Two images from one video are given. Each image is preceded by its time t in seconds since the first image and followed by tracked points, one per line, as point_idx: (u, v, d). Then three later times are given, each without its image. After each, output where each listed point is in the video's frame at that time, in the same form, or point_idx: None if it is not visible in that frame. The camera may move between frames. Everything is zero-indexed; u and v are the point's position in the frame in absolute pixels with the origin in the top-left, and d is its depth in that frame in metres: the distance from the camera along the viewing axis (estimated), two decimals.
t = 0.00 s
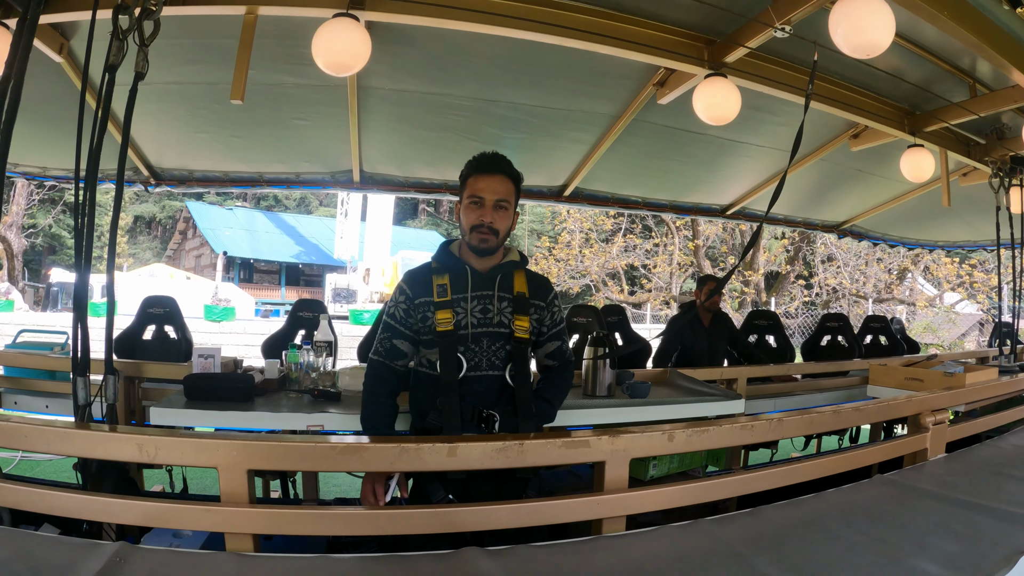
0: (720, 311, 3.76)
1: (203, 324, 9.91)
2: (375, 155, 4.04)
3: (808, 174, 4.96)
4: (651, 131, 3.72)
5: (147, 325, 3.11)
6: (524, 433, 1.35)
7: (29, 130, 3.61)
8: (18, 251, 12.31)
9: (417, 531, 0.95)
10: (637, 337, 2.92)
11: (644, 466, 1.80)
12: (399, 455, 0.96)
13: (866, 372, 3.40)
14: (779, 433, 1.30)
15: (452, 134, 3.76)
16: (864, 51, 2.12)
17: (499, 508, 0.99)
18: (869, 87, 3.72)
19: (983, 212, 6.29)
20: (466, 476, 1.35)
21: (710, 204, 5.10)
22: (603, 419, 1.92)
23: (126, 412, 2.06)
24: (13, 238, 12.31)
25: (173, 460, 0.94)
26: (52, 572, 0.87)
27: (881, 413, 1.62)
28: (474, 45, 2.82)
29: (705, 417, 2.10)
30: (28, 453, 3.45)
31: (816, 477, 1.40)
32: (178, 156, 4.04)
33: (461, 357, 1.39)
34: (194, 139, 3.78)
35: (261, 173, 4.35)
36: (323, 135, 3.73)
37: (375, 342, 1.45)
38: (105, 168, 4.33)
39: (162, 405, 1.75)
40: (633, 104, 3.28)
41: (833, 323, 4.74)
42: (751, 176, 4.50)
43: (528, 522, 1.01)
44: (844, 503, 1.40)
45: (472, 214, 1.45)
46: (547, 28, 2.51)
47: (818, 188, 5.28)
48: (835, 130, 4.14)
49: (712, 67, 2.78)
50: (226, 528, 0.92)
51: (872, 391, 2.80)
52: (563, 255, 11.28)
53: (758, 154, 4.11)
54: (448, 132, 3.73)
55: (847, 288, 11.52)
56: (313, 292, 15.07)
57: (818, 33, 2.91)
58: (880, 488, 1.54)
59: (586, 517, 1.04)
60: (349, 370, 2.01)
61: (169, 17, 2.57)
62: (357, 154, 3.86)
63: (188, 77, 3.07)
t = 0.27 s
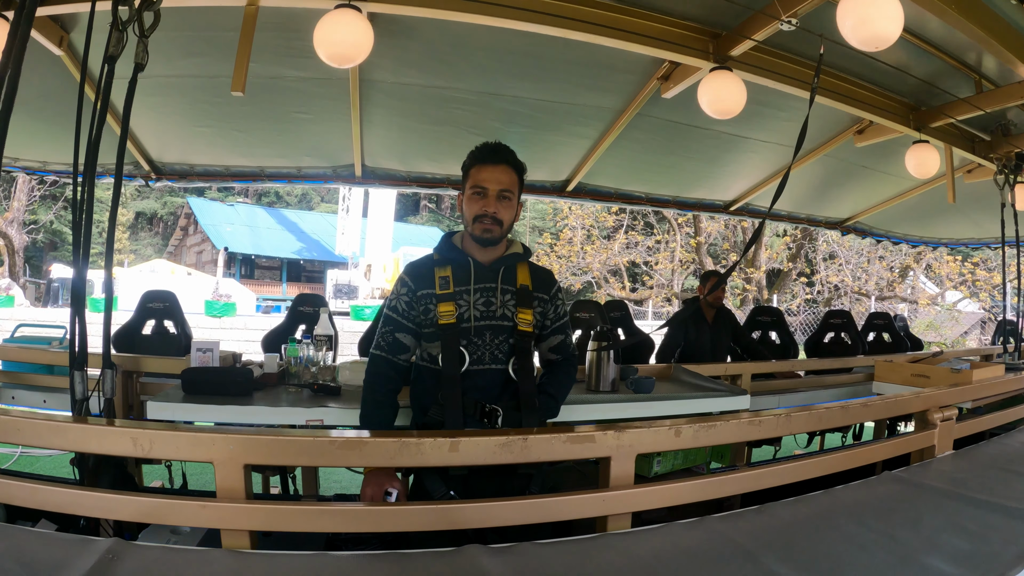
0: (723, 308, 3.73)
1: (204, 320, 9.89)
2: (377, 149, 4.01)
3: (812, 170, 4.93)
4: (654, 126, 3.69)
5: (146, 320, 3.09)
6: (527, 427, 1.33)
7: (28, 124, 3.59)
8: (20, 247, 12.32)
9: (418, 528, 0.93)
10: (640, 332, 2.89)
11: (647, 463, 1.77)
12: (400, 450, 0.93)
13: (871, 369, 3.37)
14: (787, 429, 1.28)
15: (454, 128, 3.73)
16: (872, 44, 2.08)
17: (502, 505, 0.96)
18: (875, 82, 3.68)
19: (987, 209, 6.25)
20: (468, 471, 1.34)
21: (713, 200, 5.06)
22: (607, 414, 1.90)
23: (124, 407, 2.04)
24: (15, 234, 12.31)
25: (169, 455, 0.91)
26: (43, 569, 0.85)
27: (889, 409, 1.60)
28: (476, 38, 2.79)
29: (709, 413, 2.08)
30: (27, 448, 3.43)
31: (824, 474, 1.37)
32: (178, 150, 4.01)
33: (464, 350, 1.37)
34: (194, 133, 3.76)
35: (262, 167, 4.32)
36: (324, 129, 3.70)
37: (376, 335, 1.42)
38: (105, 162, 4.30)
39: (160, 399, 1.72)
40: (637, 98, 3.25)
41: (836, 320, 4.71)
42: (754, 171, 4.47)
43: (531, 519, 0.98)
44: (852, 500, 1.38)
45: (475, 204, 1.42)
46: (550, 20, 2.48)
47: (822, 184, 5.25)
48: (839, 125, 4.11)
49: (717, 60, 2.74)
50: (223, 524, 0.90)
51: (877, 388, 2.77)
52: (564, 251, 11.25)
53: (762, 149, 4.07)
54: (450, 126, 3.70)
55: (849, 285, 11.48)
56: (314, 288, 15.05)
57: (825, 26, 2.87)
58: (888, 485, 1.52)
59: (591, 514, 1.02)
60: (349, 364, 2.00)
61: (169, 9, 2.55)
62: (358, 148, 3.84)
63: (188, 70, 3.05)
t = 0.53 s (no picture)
0: (727, 305, 3.72)
1: (205, 318, 9.89)
2: (379, 145, 3.99)
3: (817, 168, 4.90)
4: (658, 122, 3.67)
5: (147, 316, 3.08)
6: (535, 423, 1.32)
7: (29, 120, 3.57)
8: (21, 245, 12.33)
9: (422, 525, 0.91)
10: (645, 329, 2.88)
11: (653, 461, 1.75)
12: (405, 446, 0.91)
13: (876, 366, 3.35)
14: (796, 425, 1.26)
15: (457, 125, 3.71)
16: (880, 38, 2.06)
17: (509, 501, 0.95)
18: (880, 78, 3.66)
19: (992, 207, 6.21)
20: (473, 469, 1.32)
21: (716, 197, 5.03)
22: (613, 411, 1.88)
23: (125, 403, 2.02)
24: (17, 232, 12.32)
25: (168, 450, 0.89)
26: (40, 568, 0.83)
27: (898, 406, 1.58)
28: (479, 32, 2.77)
29: (715, 409, 2.06)
30: (29, 445, 3.42)
31: (833, 470, 1.35)
32: (180, 146, 3.99)
33: (470, 345, 1.35)
34: (196, 129, 3.74)
35: (264, 164, 4.30)
36: (326, 124, 3.68)
37: (387, 338, 1.40)
38: (106, 158, 4.29)
39: (160, 395, 1.71)
40: (641, 94, 3.23)
41: (840, 317, 4.69)
42: (758, 169, 4.45)
43: (538, 516, 0.96)
44: (862, 497, 1.36)
45: (482, 197, 1.41)
46: (554, 13, 2.45)
47: (826, 182, 5.22)
48: (844, 122, 4.08)
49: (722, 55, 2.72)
50: (224, 521, 0.88)
51: (882, 385, 2.75)
52: (566, 249, 11.22)
53: (767, 146, 4.04)
54: (452, 122, 3.67)
55: (851, 284, 11.44)
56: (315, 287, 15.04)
57: (830, 21, 2.85)
58: (898, 482, 1.49)
59: (598, 510, 1.00)
60: (352, 360, 1.99)
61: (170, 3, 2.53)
62: (361, 145, 3.82)
63: (189, 65, 3.03)
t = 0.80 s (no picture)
0: (730, 304, 3.71)
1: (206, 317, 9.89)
2: (381, 143, 3.98)
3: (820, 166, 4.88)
4: (660, 120, 3.65)
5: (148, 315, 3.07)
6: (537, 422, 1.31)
7: (30, 117, 3.56)
8: (23, 243, 12.34)
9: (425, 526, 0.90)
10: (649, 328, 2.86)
11: (656, 460, 1.73)
12: (407, 446, 0.90)
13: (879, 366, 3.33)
14: (801, 425, 1.24)
15: (459, 122, 3.70)
16: (885, 36, 2.04)
17: (512, 502, 0.93)
18: (884, 76, 3.64)
19: (996, 207, 6.18)
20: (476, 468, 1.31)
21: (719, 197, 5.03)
22: (616, 410, 1.87)
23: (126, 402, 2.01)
24: (18, 230, 12.33)
25: (168, 450, 0.88)
26: (38, 569, 0.82)
27: (904, 406, 1.57)
28: (481, 29, 2.75)
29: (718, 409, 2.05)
30: (30, 444, 3.41)
31: (839, 471, 1.34)
32: (181, 144, 3.98)
33: (472, 343, 1.34)
34: (198, 127, 3.73)
35: (266, 162, 4.29)
36: (327, 122, 3.67)
37: (389, 335, 1.40)
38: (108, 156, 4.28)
39: (161, 394, 1.70)
40: (644, 92, 3.21)
41: (843, 317, 4.67)
42: (761, 168, 4.43)
43: (542, 516, 0.95)
44: (868, 497, 1.34)
45: (484, 193, 1.39)
46: (557, 10, 2.44)
47: (829, 180, 5.20)
48: (847, 120, 4.06)
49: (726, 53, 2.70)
50: (224, 522, 0.87)
51: (886, 385, 2.74)
52: (567, 248, 11.20)
53: (770, 145, 4.02)
54: (454, 119, 3.66)
55: (853, 283, 11.41)
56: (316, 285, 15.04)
57: (835, 18, 2.83)
58: (904, 482, 1.48)
59: (604, 511, 0.99)
60: (355, 359, 1.98)
61: None
62: (363, 142, 3.81)
63: (190, 62, 3.01)
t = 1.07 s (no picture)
0: (733, 305, 3.71)
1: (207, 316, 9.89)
2: (383, 142, 3.98)
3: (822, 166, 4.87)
4: (663, 120, 3.64)
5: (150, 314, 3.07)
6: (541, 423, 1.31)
7: (32, 116, 3.56)
8: (24, 242, 12.36)
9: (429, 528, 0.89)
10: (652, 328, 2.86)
11: (660, 460, 1.73)
12: (412, 447, 0.90)
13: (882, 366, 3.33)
14: (806, 426, 1.24)
15: (461, 121, 3.69)
16: (890, 36, 2.03)
17: (517, 503, 0.93)
18: (887, 76, 3.62)
19: (998, 207, 6.16)
20: (480, 469, 1.31)
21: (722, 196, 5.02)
22: (619, 411, 1.86)
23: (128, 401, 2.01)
24: (20, 229, 12.34)
25: (172, 451, 0.88)
26: (42, 570, 0.82)
27: (908, 406, 1.56)
28: (484, 28, 2.74)
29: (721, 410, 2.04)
30: (32, 444, 3.42)
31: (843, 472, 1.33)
32: (184, 143, 3.98)
33: (476, 344, 1.33)
34: (200, 126, 3.72)
35: (268, 161, 4.28)
36: (329, 121, 3.66)
37: (394, 336, 1.38)
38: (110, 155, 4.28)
39: (164, 394, 1.69)
40: (647, 91, 3.20)
41: (845, 317, 4.67)
42: (764, 167, 4.43)
43: (547, 518, 0.95)
44: (873, 498, 1.34)
45: (488, 194, 1.39)
46: (560, 9, 2.43)
47: (832, 180, 5.19)
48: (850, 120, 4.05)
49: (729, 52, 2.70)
50: (228, 523, 0.86)
51: (889, 385, 2.73)
52: (568, 247, 11.19)
53: (772, 144, 4.02)
54: (456, 118, 3.65)
55: (854, 283, 11.40)
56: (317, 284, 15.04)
57: (838, 17, 2.82)
58: (908, 483, 1.47)
59: (609, 512, 0.98)
60: (357, 358, 1.97)
61: None
62: (365, 142, 3.80)
63: (192, 61, 3.01)
